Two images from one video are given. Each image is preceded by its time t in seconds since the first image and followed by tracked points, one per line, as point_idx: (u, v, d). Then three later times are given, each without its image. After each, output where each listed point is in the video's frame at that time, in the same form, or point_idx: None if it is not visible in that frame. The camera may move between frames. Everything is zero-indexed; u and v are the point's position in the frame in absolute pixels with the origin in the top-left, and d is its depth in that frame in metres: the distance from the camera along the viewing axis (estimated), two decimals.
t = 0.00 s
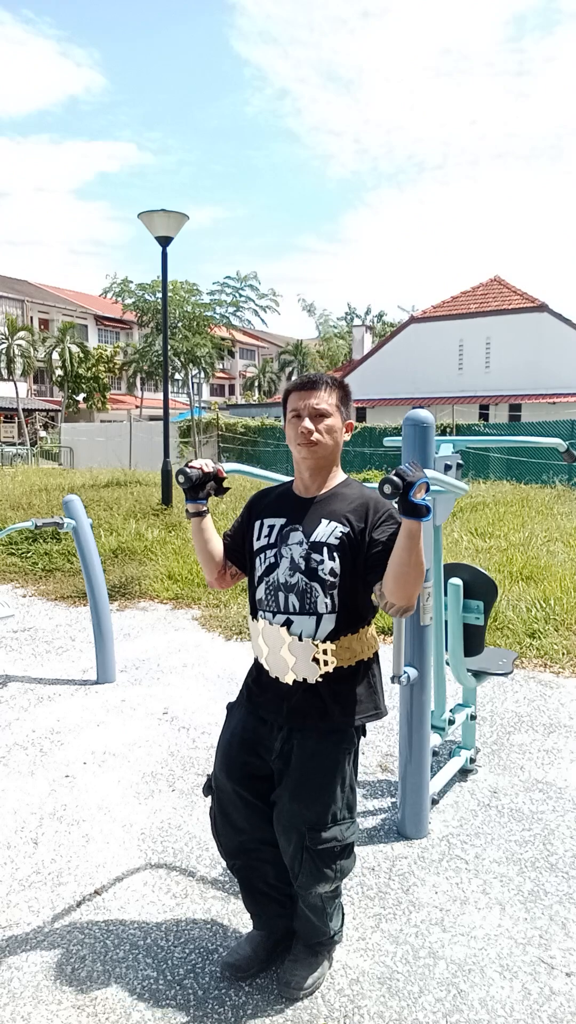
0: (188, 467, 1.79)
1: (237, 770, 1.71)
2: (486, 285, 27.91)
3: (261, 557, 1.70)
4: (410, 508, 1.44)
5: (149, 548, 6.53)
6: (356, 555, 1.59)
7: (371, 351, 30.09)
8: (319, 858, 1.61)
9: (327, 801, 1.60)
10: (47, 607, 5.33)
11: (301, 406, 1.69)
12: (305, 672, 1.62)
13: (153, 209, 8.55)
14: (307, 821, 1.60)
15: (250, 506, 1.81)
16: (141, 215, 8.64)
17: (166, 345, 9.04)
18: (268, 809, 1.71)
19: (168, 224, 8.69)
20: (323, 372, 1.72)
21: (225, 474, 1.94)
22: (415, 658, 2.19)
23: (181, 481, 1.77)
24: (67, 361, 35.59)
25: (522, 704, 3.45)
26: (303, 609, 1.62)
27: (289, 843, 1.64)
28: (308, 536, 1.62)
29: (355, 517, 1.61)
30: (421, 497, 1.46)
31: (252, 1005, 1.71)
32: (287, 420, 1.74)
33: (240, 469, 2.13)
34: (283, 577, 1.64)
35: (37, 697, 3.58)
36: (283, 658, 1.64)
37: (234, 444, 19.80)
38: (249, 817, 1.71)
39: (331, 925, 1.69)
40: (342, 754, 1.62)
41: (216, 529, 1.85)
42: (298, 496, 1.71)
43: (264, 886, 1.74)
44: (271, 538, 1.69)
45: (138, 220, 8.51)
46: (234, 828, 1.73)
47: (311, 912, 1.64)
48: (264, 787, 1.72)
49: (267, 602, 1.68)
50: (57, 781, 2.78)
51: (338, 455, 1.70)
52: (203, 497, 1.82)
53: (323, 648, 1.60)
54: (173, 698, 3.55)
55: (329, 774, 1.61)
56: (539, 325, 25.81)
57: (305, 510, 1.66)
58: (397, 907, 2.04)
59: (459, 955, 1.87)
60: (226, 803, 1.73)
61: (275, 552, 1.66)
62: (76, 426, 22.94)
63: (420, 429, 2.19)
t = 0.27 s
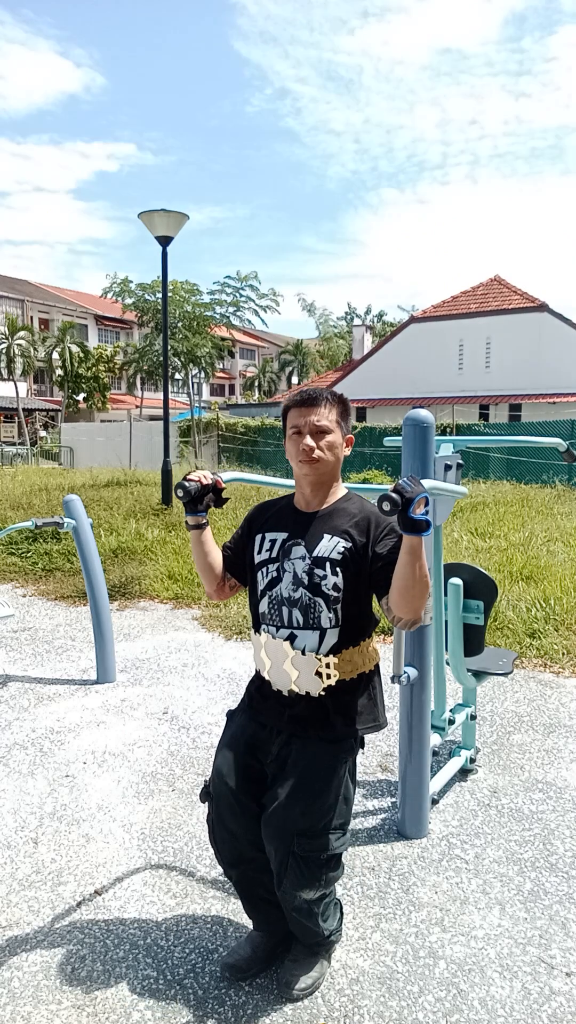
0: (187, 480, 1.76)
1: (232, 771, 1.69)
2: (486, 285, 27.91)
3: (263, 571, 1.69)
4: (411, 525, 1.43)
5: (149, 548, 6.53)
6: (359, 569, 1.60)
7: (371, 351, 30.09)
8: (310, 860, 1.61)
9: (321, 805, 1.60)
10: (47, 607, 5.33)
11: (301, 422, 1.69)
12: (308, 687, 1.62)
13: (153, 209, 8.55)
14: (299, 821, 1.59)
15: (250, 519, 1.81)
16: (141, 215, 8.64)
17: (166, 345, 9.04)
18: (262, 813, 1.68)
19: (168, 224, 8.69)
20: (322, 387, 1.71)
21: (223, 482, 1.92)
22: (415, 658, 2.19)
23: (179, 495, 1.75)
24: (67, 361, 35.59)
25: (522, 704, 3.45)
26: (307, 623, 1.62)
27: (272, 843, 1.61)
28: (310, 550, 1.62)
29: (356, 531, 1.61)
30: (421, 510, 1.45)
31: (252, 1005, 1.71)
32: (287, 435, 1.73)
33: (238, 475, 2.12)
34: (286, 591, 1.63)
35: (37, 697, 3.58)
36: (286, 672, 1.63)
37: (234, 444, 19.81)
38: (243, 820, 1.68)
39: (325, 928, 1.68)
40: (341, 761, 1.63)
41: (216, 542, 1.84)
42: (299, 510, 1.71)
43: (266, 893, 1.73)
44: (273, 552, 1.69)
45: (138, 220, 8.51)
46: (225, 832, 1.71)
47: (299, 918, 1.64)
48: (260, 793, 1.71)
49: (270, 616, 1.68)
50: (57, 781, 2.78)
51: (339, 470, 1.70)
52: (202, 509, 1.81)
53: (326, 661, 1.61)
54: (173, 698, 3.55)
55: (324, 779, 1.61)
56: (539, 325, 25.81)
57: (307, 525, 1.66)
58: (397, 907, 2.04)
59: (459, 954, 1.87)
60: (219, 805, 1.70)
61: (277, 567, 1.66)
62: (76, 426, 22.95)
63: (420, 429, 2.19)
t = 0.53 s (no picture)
0: (186, 496, 1.74)
1: (225, 781, 1.63)
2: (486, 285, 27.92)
3: (263, 589, 1.69)
4: (410, 543, 1.44)
5: (149, 548, 6.53)
6: (359, 588, 1.61)
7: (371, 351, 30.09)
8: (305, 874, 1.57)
9: (317, 819, 1.57)
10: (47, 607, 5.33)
11: (300, 442, 1.69)
12: (307, 704, 1.62)
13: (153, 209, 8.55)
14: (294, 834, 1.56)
15: (250, 534, 1.81)
16: (141, 215, 8.64)
17: (166, 345, 9.04)
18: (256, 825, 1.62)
19: (168, 224, 8.70)
20: (322, 406, 1.71)
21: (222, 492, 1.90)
22: (415, 658, 2.19)
23: (178, 511, 1.73)
24: (67, 361, 35.60)
25: (522, 704, 3.45)
26: (307, 641, 1.62)
27: (265, 856, 1.56)
28: (310, 569, 1.63)
29: (356, 551, 1.62)
30: (419, 526, 1.46)
31: (252, 1005, 1.71)
32: (286, 454, 1.73)
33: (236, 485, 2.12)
34: (286, 609, 1.64)
35: (37, 697, 3.58)
36: (285, 689, 1.64)
37: (234, 444, 19.81)
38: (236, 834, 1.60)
39: (322, 928, 1.68)
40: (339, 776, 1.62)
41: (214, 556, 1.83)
42: (299, 529, 1.71)
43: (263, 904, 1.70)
44: (273, 570, 1.69)
45: (138, 220, 8.51)
46: (215, 846, 1.63)
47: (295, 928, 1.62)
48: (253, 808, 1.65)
49: (270, 633, 1.68)
50: (57, 781, 2.79)
51: (338, 489, 1.71)
52: (201, 523, 1.80)
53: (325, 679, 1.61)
54: (173, 698, 3.55)
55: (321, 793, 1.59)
56: (539, 325, 25.82)
57: (307, 544, 1.67)
58: (397, 907, 2.04)
59: (459, 954, 1.87)
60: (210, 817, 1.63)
61: (278, 584, 1.66)
62: (77, 426, 22.97)
63: (420, 430, 2.20)
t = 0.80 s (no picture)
0: (185, 512, 1.73)
1: (220, 790, 1.58)
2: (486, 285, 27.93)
3: (264, 605, 1.70)
4: (410, 562, 1.44)
5: (149, 548, 6.53)
6: (359, 606, 1.61)
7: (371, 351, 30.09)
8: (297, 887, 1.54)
9: (313, 832, 1.54)
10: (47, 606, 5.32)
11: (301, 460, 1.70)
12: (305, 721, 1.61)
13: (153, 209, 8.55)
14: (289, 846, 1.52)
15: (252, 551, 1.82)
16: (141, 215, 8.64)
17: (166, 345, 9.03)
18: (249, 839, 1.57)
19: (168, 224, 8.69)
20: (322, 426, 1.72)
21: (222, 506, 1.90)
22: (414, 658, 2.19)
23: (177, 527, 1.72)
24: (67, 361, 35.59)
25: (522, 703, 3.45)
26: (307, 658, 1.62)
27: (259, 868, 1.52)
28: (312, 585, 1.64)
29: (356, 569, 1.63)
30: (419, 542, 1.45)
31: (252, 1004, 1.71)
32: (287, 472, 1.74)
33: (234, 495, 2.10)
34: (287, 625, 1.64)
35: (37, 697, 3.58)
36: (284, 706, 1.63)
37: (234, 444, 19.80)
38: (229, 847, 1.54)
39: (318, 931, 1.69)
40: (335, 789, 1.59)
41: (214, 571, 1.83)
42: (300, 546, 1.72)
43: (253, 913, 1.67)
44: (274, 587, 1.69)
45: (137, 220, 8.51)
46: (206, 855, 1.58)
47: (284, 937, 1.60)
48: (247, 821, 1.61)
49: (270, 650, 1.68)
50: (57, 781, 2.78)
51: (339, 507, 1.72)
52: (201, 539, 1.79)
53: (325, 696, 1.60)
54: (173, 698, 3.55)
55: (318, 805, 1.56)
56: (539, 325, 25.82)
57: (308, 561, 1.68)
58: (397, 906, 2.04)
59: (459, 954, 1.87)
60: (203, 825, 1.57)
61: (279, 601, 1.67)
62: (76, 426, 22.98)
63: (420, 429, 2.20)
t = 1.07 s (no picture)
0: (184, 525, 1.70)
1: (216, 797, 1.57)
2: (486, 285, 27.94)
3: (265, 617, 1.70)
4: (410, 576, 1.42)
5: (148, 548, 6.54)
6: (360, 619, 1.62)
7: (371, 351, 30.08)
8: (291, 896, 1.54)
9: (309, 842, 1.54)
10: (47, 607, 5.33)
11: (303, 475, 1.70)
12: (304, 734, 1.62)
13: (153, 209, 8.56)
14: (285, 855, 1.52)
15: (254, 562, 1.81)
16: (141, 215, 8.64)
17: (166, 345, 9.03)
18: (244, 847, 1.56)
19: (168, 224, 8.70)
20: (323, 441, 1.73)
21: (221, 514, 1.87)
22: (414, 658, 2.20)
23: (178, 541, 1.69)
24: (67, 361, 35.60)
25: (522, 704, 3.45)
26: (307, 671, 1.62)
27: (254, 876, 1.52)
28: (313, 598, 1.64)
29: (357, 582, 1.63)
30: (419, 556, 1.43)
31: (252, 1005, 1.71)
32: (288, 487, 1.74)
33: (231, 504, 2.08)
34: (288, 638, 1.64)
35: (37, 697, 3.58)
36: (283, 718, 1.63)
37: (234, 444, 19.81)
38: (225, 854, 1.54)
39: (316, 934, 1.69)
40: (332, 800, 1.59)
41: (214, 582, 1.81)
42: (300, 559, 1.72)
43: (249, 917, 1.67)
44: (275, 599, 1.70)
45: (138, 220, 8.52)
46: (201, 862, 1.57)
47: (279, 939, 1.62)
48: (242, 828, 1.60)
49: (271, 662, 1.68)
50: (57, 781, 2.79)
51: (340, 521, 1.72)
52: (202, 550, 1.77)
53: (324, 710, 1.61)
54: (173, 698, 3.55)
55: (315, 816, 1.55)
56: (539, 325, 25.83)
57: (309, 575, 1.68)
58: (397, 907, 2.04)
59: (459, 955, 1.87)
60: (198, 831, 1.56)
61: (280, 613, 1.67)
62: (77, 426, 23.01)
63: (420, 430, 2.20)
